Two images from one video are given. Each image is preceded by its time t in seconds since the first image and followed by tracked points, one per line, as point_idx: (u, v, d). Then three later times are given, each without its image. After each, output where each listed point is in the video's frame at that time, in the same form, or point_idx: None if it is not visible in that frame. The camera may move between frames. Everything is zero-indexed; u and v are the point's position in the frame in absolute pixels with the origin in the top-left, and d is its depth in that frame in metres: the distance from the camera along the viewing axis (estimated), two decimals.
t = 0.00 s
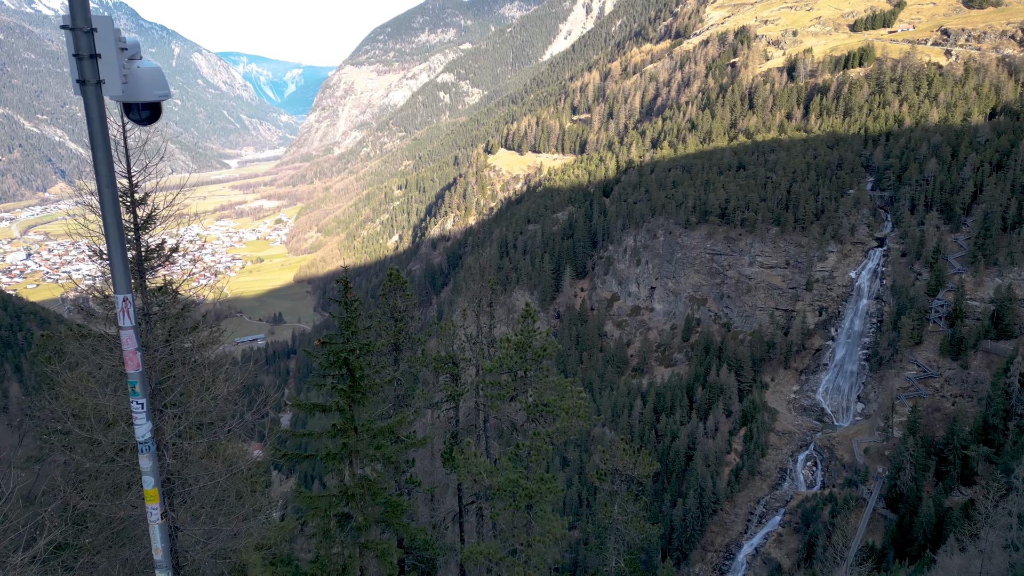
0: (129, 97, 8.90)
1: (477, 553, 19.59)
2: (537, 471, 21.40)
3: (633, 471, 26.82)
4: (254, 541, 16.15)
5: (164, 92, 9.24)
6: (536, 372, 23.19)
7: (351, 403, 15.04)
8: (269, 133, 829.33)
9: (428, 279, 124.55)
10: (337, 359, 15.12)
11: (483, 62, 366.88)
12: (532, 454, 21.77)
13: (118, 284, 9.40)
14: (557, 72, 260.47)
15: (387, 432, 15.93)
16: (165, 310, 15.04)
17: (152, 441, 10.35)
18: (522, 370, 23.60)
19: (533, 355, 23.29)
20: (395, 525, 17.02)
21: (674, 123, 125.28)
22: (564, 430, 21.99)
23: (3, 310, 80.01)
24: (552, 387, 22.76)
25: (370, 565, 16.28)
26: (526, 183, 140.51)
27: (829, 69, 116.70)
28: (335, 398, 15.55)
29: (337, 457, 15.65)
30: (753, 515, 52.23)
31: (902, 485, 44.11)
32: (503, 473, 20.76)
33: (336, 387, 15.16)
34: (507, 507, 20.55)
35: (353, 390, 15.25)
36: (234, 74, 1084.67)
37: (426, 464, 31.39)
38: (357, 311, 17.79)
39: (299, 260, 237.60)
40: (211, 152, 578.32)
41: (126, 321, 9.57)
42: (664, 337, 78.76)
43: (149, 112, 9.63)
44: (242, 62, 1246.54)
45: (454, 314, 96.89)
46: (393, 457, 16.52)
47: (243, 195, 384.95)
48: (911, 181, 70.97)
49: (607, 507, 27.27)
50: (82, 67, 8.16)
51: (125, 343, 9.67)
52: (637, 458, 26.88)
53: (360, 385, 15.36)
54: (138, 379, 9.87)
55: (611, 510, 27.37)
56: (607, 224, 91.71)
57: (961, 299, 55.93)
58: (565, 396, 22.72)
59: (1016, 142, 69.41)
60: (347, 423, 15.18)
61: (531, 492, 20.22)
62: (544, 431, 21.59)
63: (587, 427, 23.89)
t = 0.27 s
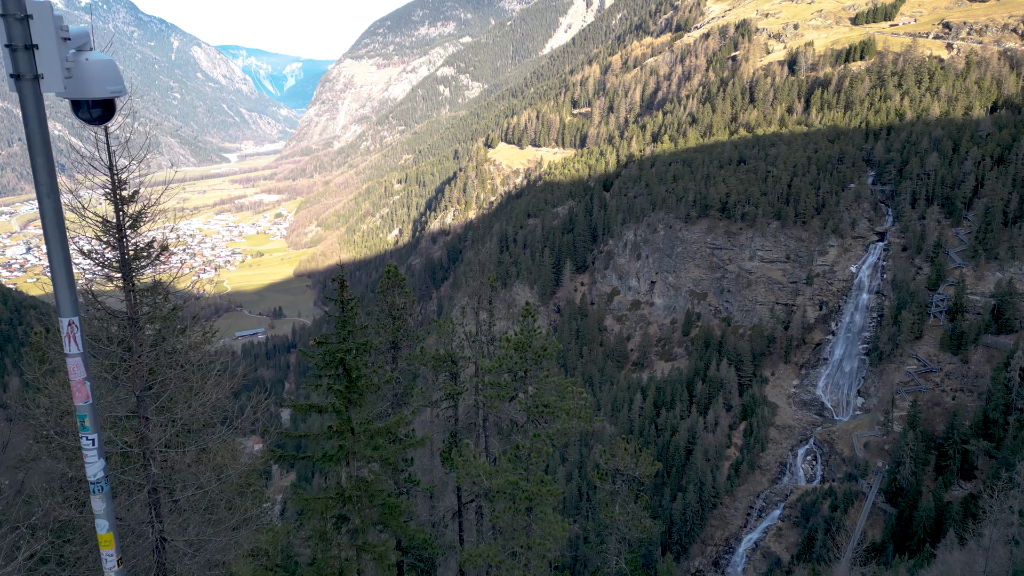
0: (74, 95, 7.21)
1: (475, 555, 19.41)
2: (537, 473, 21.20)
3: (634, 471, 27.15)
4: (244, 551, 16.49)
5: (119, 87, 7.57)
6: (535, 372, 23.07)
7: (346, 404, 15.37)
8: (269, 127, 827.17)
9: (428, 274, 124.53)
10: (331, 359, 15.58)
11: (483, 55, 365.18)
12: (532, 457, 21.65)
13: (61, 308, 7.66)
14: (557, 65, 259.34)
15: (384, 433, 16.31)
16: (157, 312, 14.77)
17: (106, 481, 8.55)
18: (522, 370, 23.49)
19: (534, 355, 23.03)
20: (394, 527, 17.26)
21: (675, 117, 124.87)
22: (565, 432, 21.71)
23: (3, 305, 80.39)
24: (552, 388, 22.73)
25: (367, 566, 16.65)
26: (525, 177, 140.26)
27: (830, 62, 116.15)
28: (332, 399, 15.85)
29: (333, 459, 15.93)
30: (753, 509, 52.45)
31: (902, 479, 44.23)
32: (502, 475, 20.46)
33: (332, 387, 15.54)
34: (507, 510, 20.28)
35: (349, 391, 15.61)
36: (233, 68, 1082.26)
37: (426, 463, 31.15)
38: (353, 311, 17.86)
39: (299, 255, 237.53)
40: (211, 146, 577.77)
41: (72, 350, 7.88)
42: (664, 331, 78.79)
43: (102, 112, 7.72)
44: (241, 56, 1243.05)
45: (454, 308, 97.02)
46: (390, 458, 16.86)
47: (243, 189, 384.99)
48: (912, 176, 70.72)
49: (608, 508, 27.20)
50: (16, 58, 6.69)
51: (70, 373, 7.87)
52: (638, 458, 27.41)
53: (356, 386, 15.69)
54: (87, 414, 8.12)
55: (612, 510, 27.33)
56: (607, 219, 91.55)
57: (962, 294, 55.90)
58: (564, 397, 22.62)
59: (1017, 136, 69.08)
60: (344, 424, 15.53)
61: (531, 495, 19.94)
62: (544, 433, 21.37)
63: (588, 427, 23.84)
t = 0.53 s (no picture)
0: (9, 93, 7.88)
1: (474, 558, 19.25)
2: (538, 474, 21.21)
3: (636, 471, 27.51)
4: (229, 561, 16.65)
5: (57, 84, 8.29)
6: (536, 373, 23.02)
7: (343, 403, 16.30)
8: (269, 121, 824.57)
9: (428, 269, 124.31)
10: (328, 361, 16.56)
11: (483, 49, 363.20)
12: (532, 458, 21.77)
13: None
14: (557, 59, 257.99)
15: (381, 434, 17.29)
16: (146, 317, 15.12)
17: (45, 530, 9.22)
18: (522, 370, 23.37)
19: (534, 355, 23.07)
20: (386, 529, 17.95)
21: (675, 111, 124.25)
22: (565, 433, 21.85)
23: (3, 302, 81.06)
24: (552, 388, 22.89)
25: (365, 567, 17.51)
26: (526, 171, 139.74)
27: (832, 56, 115.56)
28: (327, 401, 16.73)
29: (330, 461, 16.90)
30: (753, 503, 52.57)
31: (902, 474, 44.26)
32: (502, 477, 20.35)
33: (330, 387, 16.42)
34: (507, 513, 20.16)
35: (346, 392, 16.60)
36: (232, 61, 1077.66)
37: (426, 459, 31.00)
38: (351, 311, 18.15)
39: (299, 249, 237.17)
40: (211, 140, 576.18)
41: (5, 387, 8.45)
42: (664, 326, 78.72)
43: (41, 111, 8.47)
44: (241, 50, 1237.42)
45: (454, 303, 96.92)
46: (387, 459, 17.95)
47: (242, 184, 384.15)
48: (913, 170, 70.46)
49: (609, 508, 27.23)
50: None
51: (4, 414, 8.46)
52: (640, 459, 27.79)
53: (353, 386, 16.67)
54: (24, 458, 8.75)
55: (614, 511, 27.20)
56: (607, 213, 91.28)
57: (962, 289, 55.78)
58: (565, 399, 22.75)
59: (1019, 130, 68.72)
60: (340, 426, 16.48)
61: (531, 498, 19.88)
62: (544, 435, 21.46)
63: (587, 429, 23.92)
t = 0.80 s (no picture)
0: None
1: (474, 562, 19.28)
2: (537, 477, 21.15)
3: (637, 471, 28.24)
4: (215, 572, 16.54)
5: None
6: (535, 375, 22.79)
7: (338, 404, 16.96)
8: (268, 115, 822.51)
9: (428, 263, 124.06)
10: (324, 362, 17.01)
11: (483, 43, 361.59)
12: (532, 461, 21.75)
13: None
14: (557, 53, 256.93)
15: (377, 435, 17.75)
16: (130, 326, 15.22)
17: None
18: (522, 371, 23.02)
19: (534, 355, 22.82)
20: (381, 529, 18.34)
21: (676, 105, 123.75)
22: (564, 435, 21.88)
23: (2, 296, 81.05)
24: (552, 389, 22.84)
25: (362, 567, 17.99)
26: (526, 165, 139.36)
27: (833, 50, 115.01)
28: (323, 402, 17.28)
29: (326, 463, 17.41)
30: (753, 498, 52.71)
31: (902, 469, 44.30)
32: (501, 480, 20.44)
33: (325, 389, 17.13)
34: (506, 517, 20.19)
35: (342, 392, 17.30)
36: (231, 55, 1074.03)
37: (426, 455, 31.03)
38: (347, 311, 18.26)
39: (298, 243, 236.89)
40: (210, 135, 574.93)
41: None
42: (664, 321, 78.66)
43: None
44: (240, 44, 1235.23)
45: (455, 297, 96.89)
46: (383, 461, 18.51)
47: (242, 178, 383.68)
48: (914, 164, 70.22)
49: (611, 509, 27.27)
50: None
51: None
52: (641, 459, 28.55)
53: (348, 388, 17.45)
54: None
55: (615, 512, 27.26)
56: (607, 208, 91.06)
57: (963, 283, 55.65)
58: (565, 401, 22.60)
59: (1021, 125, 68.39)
60: (337, 428, 17.10)
61: (531, 502, 19.83)
62: (544, 438, 21.72)
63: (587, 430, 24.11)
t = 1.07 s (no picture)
0: None
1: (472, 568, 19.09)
2: (538, 480, 20.99)
3: (639, 473, 27.96)
4: None
5: None
6: (535, 377, 22.51)
7: (332, 408, 16.90)
8: (268, 110, 819.70)
9: (428, 258, 123.80)
10: (319, 365, 17.02)
11: (483, 37, 359.67)
12: (531, 465, 21.62)
13: None
14: (557, 47, 255.70)
15: (373, 439, 17.89)
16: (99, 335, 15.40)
17: None
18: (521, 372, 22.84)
19: (534, 357, 22.62)
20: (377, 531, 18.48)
21: (676, 100, 123.24)
22: (566, 439, 21.58)
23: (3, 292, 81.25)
24: (553, 391, 22.48)
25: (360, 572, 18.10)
26: (526, 160, 138.93)
27: (834, 44, 114.44)
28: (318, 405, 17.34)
29: (322, 467, 17.50)
30: (753, 493, 52.82)
31: (902, 464, 44.37)
32: (500, 485, 20.25)
33: (319, 392, 16.90)
34: (506, 522, 20.11)
35: (337, 395, 17.23)
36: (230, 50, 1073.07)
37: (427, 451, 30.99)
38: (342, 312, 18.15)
39: (298, 238, 236.62)
40: (209, 129, 573.58)
41: None
42: (664, 316, 78.61)
43: None
44: (240, 39, 1234.17)
45: (455, 292, 96.82)
46: (380, 464, 18.65)
47: (241, 173, 383.12)
48: (915, 159, 69.96)
49: (612, 511, 27.07)
50: None
51: None
52: (643, 460, 28.21)
53: (343, 390, 17.29)
54: None
55: (616, 515, 27.07)
56: (608, 203, 90.96)
57: (964, 279, 55.47)
58: (565, 404, 22.38)
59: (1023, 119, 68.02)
60: (333, 432, 17.17)
61: (531, 507, 19.61)
62: (544, 441, 21.35)
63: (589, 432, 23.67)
